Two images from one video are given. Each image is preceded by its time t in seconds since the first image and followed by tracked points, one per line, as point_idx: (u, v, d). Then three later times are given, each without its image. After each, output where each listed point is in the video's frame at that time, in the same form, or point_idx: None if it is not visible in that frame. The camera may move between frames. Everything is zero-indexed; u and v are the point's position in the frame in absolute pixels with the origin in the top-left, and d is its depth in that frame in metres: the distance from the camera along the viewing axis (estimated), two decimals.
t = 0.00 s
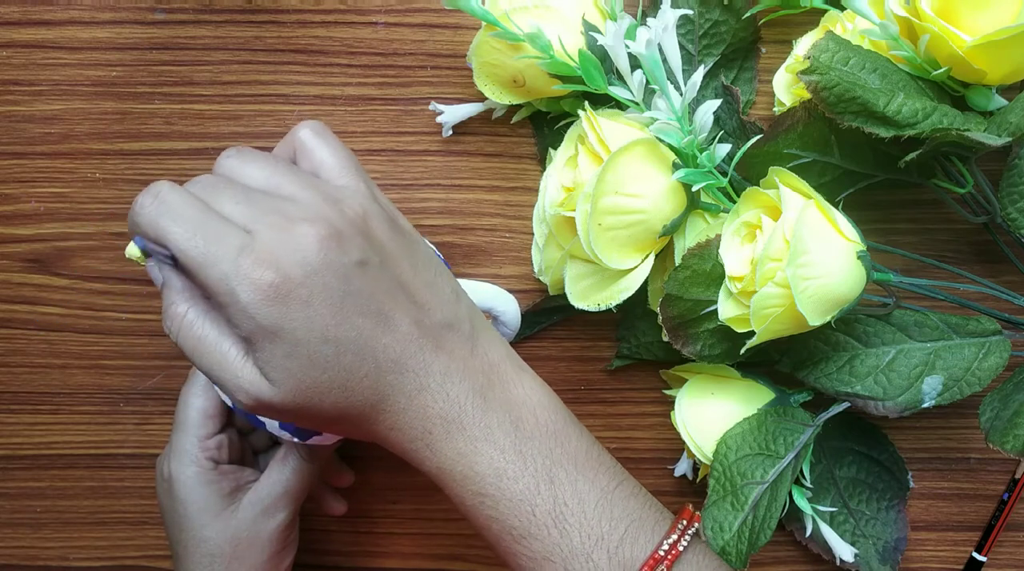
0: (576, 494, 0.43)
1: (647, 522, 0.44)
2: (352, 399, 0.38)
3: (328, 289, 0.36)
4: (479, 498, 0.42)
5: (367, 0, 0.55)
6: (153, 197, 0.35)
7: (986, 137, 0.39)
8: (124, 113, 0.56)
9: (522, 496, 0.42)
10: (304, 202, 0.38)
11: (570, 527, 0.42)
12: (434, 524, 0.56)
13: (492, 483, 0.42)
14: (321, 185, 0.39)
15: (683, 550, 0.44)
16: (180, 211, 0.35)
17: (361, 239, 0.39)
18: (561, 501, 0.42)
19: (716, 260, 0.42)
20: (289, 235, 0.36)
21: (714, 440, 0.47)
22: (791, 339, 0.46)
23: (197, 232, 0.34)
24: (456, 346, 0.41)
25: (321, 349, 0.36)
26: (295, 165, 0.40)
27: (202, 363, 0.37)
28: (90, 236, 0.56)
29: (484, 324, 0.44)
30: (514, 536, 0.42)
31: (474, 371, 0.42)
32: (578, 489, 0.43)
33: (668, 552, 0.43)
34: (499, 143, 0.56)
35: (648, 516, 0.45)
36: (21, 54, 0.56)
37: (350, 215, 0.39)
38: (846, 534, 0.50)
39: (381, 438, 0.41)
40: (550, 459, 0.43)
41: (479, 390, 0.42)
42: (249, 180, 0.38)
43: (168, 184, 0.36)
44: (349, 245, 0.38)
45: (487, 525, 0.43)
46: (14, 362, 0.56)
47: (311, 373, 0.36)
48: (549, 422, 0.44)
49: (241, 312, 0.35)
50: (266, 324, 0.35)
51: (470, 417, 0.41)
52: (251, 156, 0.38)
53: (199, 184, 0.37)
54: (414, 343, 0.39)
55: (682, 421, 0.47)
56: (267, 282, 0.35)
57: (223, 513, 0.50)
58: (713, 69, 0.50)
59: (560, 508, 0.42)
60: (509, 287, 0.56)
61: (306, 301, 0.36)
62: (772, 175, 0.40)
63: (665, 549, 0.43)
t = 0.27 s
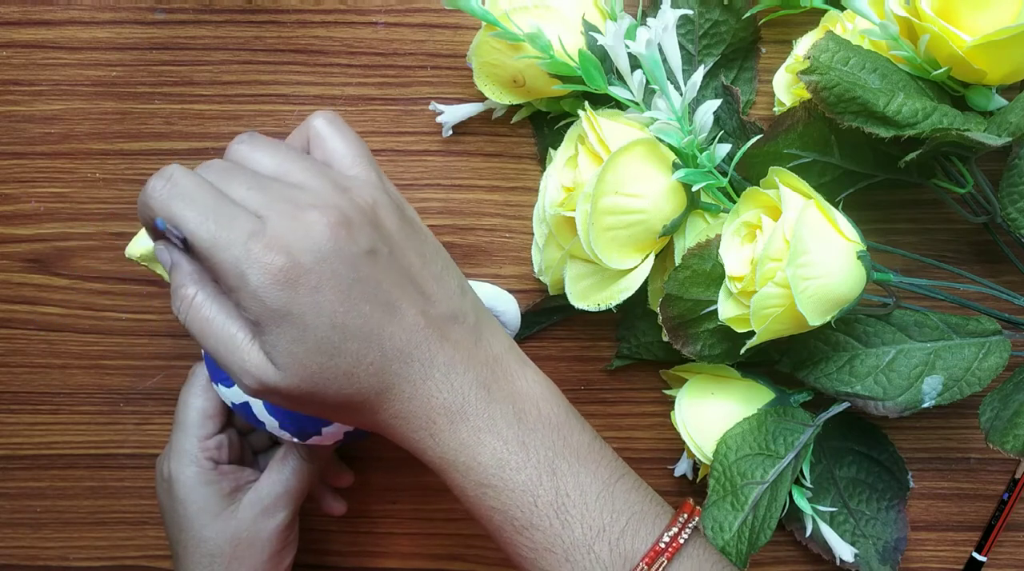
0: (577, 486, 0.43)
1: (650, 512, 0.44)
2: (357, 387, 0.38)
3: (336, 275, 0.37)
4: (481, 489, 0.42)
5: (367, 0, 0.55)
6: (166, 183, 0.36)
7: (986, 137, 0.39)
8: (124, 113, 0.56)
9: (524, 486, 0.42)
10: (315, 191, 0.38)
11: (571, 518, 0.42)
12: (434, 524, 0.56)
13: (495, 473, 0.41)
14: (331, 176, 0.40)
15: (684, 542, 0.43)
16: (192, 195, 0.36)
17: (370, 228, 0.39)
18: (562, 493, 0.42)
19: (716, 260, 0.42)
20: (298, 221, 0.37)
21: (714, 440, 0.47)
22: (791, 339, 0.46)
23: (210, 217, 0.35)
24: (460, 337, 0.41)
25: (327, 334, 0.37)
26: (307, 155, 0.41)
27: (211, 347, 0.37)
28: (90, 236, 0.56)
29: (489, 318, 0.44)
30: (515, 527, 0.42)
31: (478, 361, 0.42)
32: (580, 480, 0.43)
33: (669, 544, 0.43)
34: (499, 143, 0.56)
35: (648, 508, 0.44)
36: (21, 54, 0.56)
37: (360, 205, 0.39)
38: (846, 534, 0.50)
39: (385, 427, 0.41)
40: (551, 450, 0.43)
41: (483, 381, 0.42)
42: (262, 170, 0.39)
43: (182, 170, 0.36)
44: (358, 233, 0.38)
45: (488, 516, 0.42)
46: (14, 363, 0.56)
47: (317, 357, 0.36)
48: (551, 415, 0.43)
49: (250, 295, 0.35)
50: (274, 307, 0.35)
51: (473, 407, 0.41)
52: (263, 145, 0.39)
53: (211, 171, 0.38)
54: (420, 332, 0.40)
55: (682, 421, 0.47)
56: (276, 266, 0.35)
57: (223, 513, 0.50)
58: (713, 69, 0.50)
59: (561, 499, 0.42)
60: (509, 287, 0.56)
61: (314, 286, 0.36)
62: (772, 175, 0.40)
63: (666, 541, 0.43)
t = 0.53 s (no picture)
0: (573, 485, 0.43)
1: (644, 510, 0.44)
2: (354, 384, 0.38)
3: (335, 273, 0.37)
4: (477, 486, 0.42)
5: (367, 0, 0.55)
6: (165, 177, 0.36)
7: (986, 137, 0.39)
8: (124, 113, 0.56)
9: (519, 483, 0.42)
10: (315, 188, 0.38)
11: (566, 516, 0.42)
12: (433, 524, 0.56)
13: (490, 470, 0.41)
14: (332, 173, 0.40)
15: (677, 539, 0.43)
16: (193, 189, 0.35)
17: (369, 227, 0.39)
18: (558, 490, 0.42)
19: (716, 260, 0.42)
20: (298, 218, 0.36)
21: (714, 440, 0.47)
22: (791, 339, 0.46)
23: (209, 212, 0.35)
24: (457, 335, 0.41)
25: (325, 331, 0.37)
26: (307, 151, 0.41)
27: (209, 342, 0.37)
28: (90, 236, 0.56)
29: (486, 317, 0.44)
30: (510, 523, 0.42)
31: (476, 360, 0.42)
32: (575, 478, 0.43)
33: (663, 542, 0.43)
34: (499, 143, 0.56)
35: (642, 506, 0.44)
36: (21, 54, 0.56)
37: (358, 203, 0.39)
38: (846, 534, 0.50)
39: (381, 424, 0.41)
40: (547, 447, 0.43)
41: (480, 379, 0.42)
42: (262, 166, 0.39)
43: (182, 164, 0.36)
44: (356, 231, 0.38)
45: (483, 513, 0.42)
46: (14, 362, 0.56)
47: (315, 354, 0.36)
48: (546, 413, 0.43)
49: (249, 292, 0.35)
50: (273, 305, 0.35)
51: (470, 405, 0.41)
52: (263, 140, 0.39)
53: (210, 165, 0.38)
54: (416, 331, 0.40)
55: (682, 421, 0.47)
56: (276, 263, 0.35)
57: (224, 513, 0.50)
58: (712, 69, 0.50)
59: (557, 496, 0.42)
60: (509, 287, 0.56)
61: (313, 284, 0.36)
62: (772, 175, 0.40)
63: (660, 538, 0.43)
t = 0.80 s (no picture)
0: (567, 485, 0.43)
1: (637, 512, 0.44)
2: (348, 383, 0.38)
3: (328, 272, 0.37)
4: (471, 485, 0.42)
5: (367, 0, 0.55)
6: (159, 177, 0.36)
7: (986, 137, 0.39)
8: (124, 113, 0.56)
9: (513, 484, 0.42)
10: (308, 188, 0.39)
11: (561, 515, 0.42)
12: (433, 523, 0.56)
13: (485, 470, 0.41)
14: (324, 172, 0.40)
15: (672, 539, 0.44)
16: (186, 190, 0.36)
17: (362, 226, 0.39)
18: (552, 490, 0.42)
19: (716, 260, 0.42)
20: (290, 218, 0.37)
21: (714, 440, 0.47)
22: (791, 339, 0.46)
23: (202, 212, 0.35)
24: (452, 334, 0.41)
25: (318, 330, 0.37)
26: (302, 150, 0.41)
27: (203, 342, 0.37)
28: (90, 236, 0.56)
29: (482, 316, 0.44)
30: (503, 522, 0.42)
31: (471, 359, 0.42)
32: (569, 477, 0.43)
33: (658, 541, 0.43)
34: (499, 143, 0.56)
35: (637, 505, 0.44)
36: (21, 54, 0.56)
37: (352, 201, 0.39)
38: (846, 534, 0.50)
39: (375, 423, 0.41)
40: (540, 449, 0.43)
41: (474, 378, 0.41)
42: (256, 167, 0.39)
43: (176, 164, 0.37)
44: (349, 230, 0.38)
45: (477, 512, 0.42)
46: (14, 363, 0.56)
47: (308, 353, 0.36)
48: (541, 412, 0.43)
49: (241, 292, 0.35)
50: (266, 304, 0.36)
51: (464, 404, 0.41)
52: (256, 140, 0.39)
53: (203, 166, 0.38)
54: (411, 330, 0.40)
55: (682, 421, 0.47)
56: (268, 263, 0.35)
57: (223, 513, 0.50)
58: (712, 69, 0.50)
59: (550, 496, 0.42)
60: (509, 287, 0.56)
61: (306, 283, 0.36)
62: (772, 175, 0.40)
63: (655, 538, 0.43)
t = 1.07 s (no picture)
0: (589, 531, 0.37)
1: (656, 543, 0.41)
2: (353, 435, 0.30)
3: (334, 313, 0.29)
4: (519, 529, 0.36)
5: (367, 0, 0.56)
6: (135, 205, 0.28)
7: (986, 137, 0.39)
8: (124, 113, 0.56)
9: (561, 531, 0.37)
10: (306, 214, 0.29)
11: (573, 554, 0.36)
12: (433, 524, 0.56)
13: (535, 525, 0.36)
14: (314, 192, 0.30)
15: None
16: (168, 221, 0.28)
17: (372, 259, 0.30)
18: (564, 528, 0.36)
19: (716, 260, 0.42)
20: (294, 255, 0.28)
21: (714, 440, 0.47)
22: (791, 339, 0.46)
23: (186, 249, 0.28)
24: (457, 370, 0.33)
25: (325, 378, 0.29)
26: (284, 170, 0.31)
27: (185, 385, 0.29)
28: (90, 236, 0.56)
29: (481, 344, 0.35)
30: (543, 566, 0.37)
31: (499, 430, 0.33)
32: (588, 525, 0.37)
33: None
34: (499, 143, 0.56)
35: (648, 543, 0.40)
36: (21, 54, 0.56)
37: (351, 231, 0.30)
38: (846, 534, 0.50)
39: (384, 471, 0.34)
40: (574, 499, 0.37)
41: (479, 415, 0.34)
42: (224, 180, 0.29)
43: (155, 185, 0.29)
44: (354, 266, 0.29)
45: (483, 551, 0.37)
46: (14, 363, 0.56)
47: (314, 405, 0.29)
48: (549, 446, 0.37)
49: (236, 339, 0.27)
50: (263, 352, 0.27)
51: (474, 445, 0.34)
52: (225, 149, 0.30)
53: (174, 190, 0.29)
54: (415, 370, 0.31)
55: (682, 421, 0.47)
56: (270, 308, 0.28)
57: (223, 513, 0.50)
58: (713, 69, 0.50)
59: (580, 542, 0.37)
60: (509, 287, 0.56)
61: (313, 327, 0.28)
62: (772, 175, 0.40)
63: None
